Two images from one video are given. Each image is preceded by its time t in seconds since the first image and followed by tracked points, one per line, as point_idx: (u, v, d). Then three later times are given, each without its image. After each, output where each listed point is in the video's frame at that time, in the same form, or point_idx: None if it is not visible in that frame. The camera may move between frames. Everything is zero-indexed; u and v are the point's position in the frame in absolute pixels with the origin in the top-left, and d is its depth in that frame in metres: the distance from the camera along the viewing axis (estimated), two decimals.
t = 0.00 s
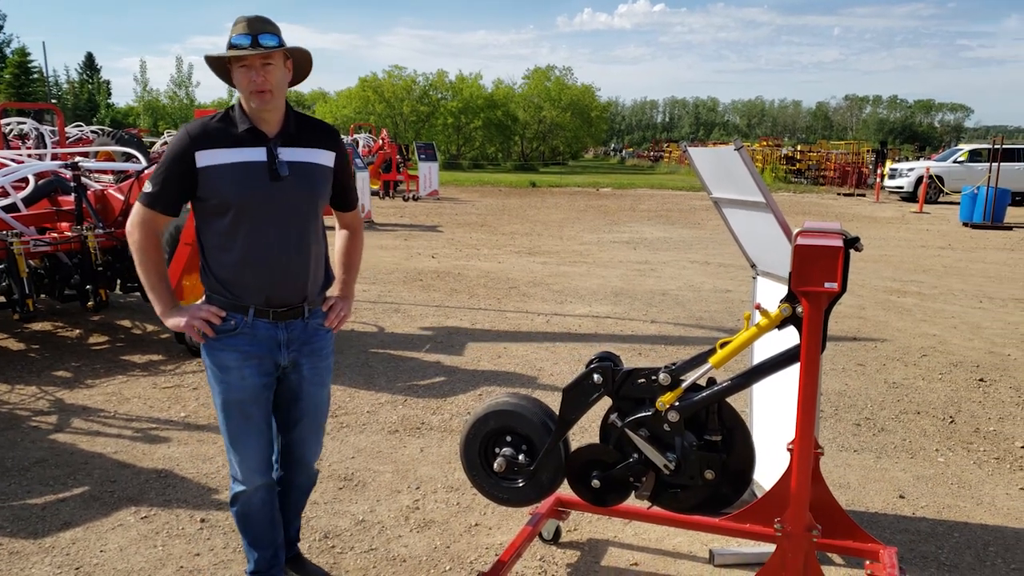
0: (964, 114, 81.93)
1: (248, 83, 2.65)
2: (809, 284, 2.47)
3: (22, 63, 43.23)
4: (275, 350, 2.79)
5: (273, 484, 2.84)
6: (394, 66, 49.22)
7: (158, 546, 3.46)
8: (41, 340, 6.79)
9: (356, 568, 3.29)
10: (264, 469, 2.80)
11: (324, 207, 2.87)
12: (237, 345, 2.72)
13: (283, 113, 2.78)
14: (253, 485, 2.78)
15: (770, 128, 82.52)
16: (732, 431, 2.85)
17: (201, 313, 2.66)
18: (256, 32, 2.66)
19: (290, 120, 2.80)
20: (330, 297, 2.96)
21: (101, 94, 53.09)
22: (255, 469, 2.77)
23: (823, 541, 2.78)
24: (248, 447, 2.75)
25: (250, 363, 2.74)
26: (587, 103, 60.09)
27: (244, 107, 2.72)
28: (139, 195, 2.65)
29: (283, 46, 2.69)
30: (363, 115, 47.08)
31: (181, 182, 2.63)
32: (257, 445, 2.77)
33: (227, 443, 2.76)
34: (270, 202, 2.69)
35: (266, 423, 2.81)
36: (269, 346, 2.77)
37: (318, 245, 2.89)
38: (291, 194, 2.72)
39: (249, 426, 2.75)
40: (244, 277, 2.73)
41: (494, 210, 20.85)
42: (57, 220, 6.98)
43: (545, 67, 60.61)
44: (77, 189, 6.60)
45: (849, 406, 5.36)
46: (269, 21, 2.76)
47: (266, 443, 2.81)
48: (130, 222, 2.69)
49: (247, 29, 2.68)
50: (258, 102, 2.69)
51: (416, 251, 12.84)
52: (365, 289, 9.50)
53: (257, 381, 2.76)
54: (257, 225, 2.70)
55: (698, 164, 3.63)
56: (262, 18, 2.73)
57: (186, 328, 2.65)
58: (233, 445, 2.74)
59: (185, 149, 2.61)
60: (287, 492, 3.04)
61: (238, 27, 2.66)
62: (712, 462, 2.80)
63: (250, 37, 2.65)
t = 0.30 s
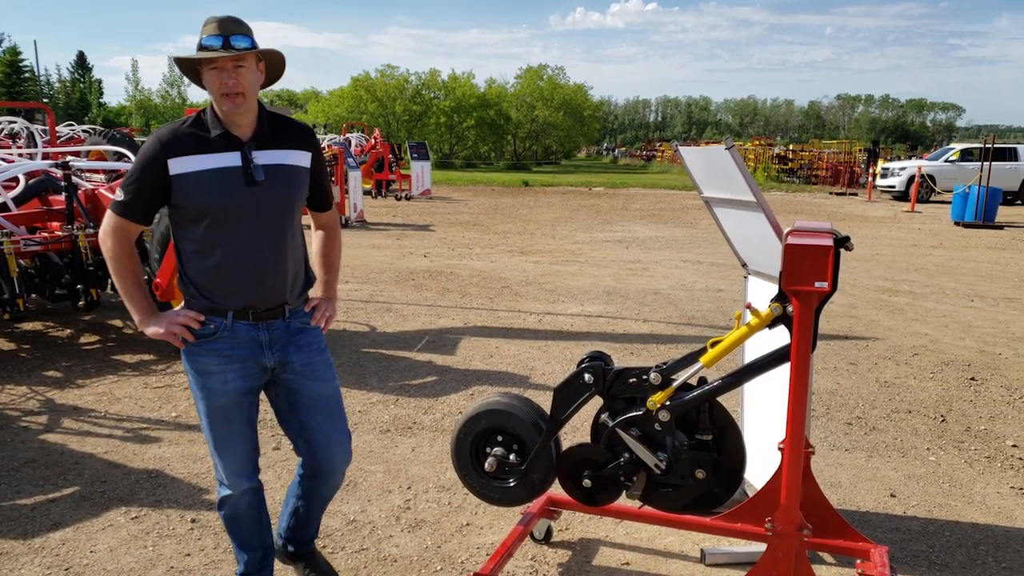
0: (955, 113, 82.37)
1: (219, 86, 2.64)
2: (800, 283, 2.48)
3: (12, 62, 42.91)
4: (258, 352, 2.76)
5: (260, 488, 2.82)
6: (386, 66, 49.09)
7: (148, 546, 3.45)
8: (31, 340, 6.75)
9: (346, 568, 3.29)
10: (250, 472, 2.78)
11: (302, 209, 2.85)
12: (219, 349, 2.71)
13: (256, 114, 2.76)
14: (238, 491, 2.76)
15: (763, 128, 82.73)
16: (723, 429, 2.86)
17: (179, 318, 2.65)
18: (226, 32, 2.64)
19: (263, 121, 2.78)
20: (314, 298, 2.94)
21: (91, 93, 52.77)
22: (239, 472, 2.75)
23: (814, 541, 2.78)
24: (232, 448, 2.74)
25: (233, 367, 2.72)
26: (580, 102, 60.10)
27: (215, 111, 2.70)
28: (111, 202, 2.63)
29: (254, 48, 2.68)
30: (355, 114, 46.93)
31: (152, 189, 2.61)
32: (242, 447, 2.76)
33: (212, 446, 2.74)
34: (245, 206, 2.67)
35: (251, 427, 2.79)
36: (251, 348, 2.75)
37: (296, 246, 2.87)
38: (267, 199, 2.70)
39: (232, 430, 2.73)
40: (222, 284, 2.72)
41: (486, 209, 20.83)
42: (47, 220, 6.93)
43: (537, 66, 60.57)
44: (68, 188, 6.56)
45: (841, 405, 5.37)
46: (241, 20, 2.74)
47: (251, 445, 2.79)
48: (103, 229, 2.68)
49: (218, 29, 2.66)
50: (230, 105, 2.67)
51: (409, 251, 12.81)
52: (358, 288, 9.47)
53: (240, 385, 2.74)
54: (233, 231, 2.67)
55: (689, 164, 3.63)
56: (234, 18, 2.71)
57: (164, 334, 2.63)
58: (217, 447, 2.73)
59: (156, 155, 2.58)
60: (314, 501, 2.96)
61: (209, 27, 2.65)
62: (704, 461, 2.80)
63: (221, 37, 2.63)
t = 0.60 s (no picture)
0: (950, 113, 82.54)
1: (210, 84, 2.61)
2: (794, 283, 2.48)
3: (7, 62, 42.81)
4: (248, 353, 2.75)
5: (253, 487, 2.82)
6: (383, 65, 49.03)
7: (143, 546, 3.44)
8: (25, 340, 6.72)
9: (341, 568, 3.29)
10: (242, 471, 2.78)
11: (296, 209, 2.82)
12: (209, 349, 2.70)
13: (248, 113, 2.74)
14: (230, 489, 2.76)
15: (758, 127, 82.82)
16: (718, 429, 2.86)
17: (169, 318, 2.65)
18: (219, 30, 2.62)
19: (256, 120, 2.75)
20: (307, 298, 2.91)
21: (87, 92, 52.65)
22: (231, 471, 2.75)
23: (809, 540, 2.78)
24: (224, 448, 2.73)
25: (223, 366, 2.71)
26: (576, 101, 60.08)
27: (207, 110, 2.68)
28: (104, 202, 2.63)
29: (247, 46, 2.64)
30: (351, 114, 46.89)
31: (143, 190, 2.61)
32: (234, 447, 2.75)
33: (204, 446, 2.74)
34: (235, 207, 2.65)
35: (243, 427, 2.78)
36: (241, 348, 2.73)
37: (290, 245, 2.84)
38: (258, 200, 2.68)
39: (224, 430, 2.73)
40: (212, 285, 2.70)
41: (483, 208, 20.83)
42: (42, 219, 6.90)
43: (534, 66, 60.55)
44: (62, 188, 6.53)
45: (836, 405, 5.37)
46: (235, 18, 2.71)
47: (243, 445, 2.78)
48: (98, 228, 2.69)
49: (210, 26, 2.63)
50: (221, 104, 2.65)
51: (405, 250, 12.80)
52: (353, 288, 9.46)
53: (230, 385, 2.73)
54: (223, 232, 2.66)
55: (684, 163, 3.64)
56: (228, 15, 2.68)
57: (155, 333, 2.64)
58: (209, 447, 2.73)
59: (147, 155, 2.58)
60: (320, 506, 2.94)
61: (201, 25, 2.62)
62: (698, 461, 2.80)
63: (213, 34, 2.60)
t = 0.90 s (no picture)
0: (948, 112, 82.60)
1: (218, 83, 2.61)
2: (792, 283, 2.48)
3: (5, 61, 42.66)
4: (244, 354, 2.75)
5: (251, 486, 2.82)
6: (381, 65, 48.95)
7: (141, 547, 3.43)
8: (23, 340, 6.71)
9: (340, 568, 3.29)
10: (240, 471, 2.78)
11: (298, 213, 2.80)
12: (206, 349, 2.71)
13: (255, 115, 2.73)
14: (228, 488, 2.76)
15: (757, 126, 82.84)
16: (717, 428, 2.86)
17: (168, 317, 2.66)
18: (233, 31, 2.62)
19: (262, 122, 2.75)
20: (303, 296, 2.86)
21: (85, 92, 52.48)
22: (229, 471, 2.75)
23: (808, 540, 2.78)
24: (221, 448, 2.73)
25: (219, 366, 2.72)
26: (574, 101, 60.02)
27: (213, 110, 2.67)
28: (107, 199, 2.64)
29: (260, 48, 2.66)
30: (349, 114, 46.80)
31: (146, 189, 2.62)
32: (232, 446, 2.75)
33: (202, 445, 2.74)
34: (236, 209, 2.64)
35: (242, 426, 2.78)
36: (237, 349, 2.73)
37: (292, 248, 2.82)
38: (260, 203, 2.66)
39: (221, 429, 2.73)
40: (212, 286, 2.70)
41: (481, 208, 20.81)
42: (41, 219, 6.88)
43: (532, 66, 60.49)
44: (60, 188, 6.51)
45: (835, 405, 5.38)
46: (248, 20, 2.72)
47: (241, 444, 2.78)
48: (101, 225, 2.70)
49: (224, 26, 2.63)
50: (228, 103, 2.64)
51: (403, 250, 12.79)
52: (351, 288, 9.45)
53: (227, 384, 2.74)
54: (224, 234, 2.65)
55: (683, 163, 3.63)
56: (241, 16, 2.69)
57: (153, 332, 2.65)
58: (207, 446, 2.73)
59: (151, 154, 2.59)
60: (320, 505, 2.94)
61: (215, 24, 2.62)
62: (697, 461, 2.80)
63: (227, 35, 2.61)
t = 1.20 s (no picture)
0: (948, 112, 82.58)
1: (233, 83, 2.60)
2: (792, 283, 2.48)
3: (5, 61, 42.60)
4: (248, 354, 2.75)
5: (253, 487, 2.82)
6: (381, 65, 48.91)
7: (141, 547, 3.44)
8: (23, 340, 6.72)
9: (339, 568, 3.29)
10: (242, 471, 2.78)
11: (301, 216, 2.81)
12: (210, 349, 2.70)
13: (264, 117, 2.73)
14: (230, 489, 2.76)
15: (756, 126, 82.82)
16: (716, 428, 2.86)
17: (171, 318, 2.65)
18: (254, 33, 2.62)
19: (270, 124, 2.75)
20: (306, 297, 2.88)
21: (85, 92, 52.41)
22: (231, 471, 2.75)
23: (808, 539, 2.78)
24: (223, 448, 2.73)
25: (223, 366, 2.72)
26: (574, 101, 59.98)
27: (224, 110, 2.66)
28: (111, 196, 2.62)
29: (278, 52, 2.65)
30: (349, 114, 46.75)
31: (152, 187, 2.60)
32: (234, 447, 2.75)
33: (204, 446, 2.74)
34: (242, 210, 2.64)
35: (244, 427, 2.78)
36: (242, 349, 2.73)
37: (293, 250, 2.84)
38: (265, 205, 2.67)
39: (224, 430, 2.73)
40: (216, 287, 2.70)
41: (481, 208, 20.80)
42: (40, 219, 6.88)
43: (533, 66, 60.45)
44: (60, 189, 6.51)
45: (834, 405, 5.38)
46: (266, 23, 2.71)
47: (243, 445, 2.78)
48: (104, 222, 2.67)
49: (243, 28, 2.63)
50: (241, 105, 2.64)
51: (403, 250, 12.80)
52: (351, 288, 9.45)
53: (231, 384, 2.73)
54: (229, 235, 2.66)
55: (683, 163, 3.63)
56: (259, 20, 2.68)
57: (156, 332, 2.65)
58: (209, 447, 2.73)
59: (158, 152, 2.57)
60: (319, 505, 2.94)
61: (234, 26, 2.61)
62: (697, 461, 2.81)
63: (247, 37, 2.60)
